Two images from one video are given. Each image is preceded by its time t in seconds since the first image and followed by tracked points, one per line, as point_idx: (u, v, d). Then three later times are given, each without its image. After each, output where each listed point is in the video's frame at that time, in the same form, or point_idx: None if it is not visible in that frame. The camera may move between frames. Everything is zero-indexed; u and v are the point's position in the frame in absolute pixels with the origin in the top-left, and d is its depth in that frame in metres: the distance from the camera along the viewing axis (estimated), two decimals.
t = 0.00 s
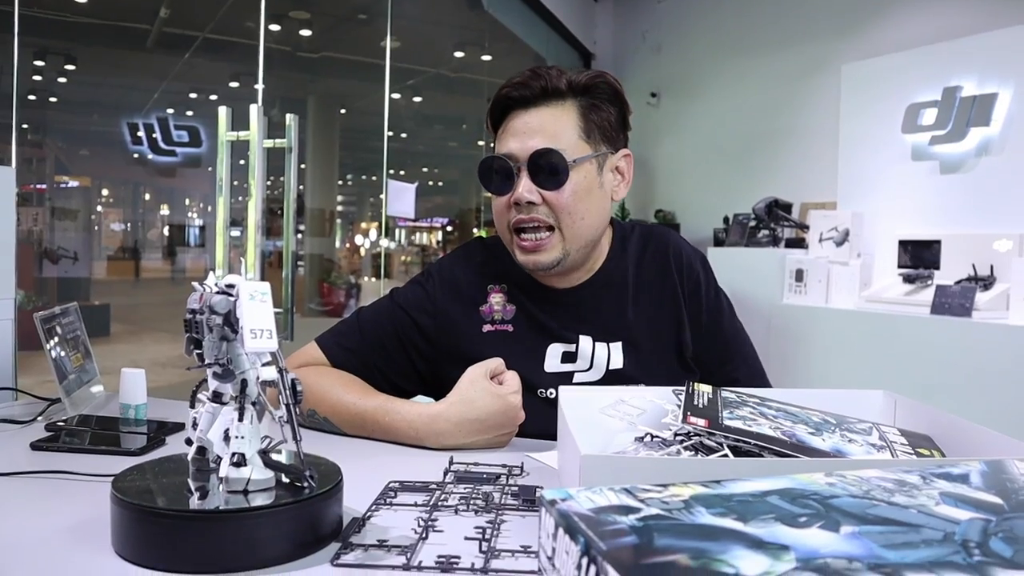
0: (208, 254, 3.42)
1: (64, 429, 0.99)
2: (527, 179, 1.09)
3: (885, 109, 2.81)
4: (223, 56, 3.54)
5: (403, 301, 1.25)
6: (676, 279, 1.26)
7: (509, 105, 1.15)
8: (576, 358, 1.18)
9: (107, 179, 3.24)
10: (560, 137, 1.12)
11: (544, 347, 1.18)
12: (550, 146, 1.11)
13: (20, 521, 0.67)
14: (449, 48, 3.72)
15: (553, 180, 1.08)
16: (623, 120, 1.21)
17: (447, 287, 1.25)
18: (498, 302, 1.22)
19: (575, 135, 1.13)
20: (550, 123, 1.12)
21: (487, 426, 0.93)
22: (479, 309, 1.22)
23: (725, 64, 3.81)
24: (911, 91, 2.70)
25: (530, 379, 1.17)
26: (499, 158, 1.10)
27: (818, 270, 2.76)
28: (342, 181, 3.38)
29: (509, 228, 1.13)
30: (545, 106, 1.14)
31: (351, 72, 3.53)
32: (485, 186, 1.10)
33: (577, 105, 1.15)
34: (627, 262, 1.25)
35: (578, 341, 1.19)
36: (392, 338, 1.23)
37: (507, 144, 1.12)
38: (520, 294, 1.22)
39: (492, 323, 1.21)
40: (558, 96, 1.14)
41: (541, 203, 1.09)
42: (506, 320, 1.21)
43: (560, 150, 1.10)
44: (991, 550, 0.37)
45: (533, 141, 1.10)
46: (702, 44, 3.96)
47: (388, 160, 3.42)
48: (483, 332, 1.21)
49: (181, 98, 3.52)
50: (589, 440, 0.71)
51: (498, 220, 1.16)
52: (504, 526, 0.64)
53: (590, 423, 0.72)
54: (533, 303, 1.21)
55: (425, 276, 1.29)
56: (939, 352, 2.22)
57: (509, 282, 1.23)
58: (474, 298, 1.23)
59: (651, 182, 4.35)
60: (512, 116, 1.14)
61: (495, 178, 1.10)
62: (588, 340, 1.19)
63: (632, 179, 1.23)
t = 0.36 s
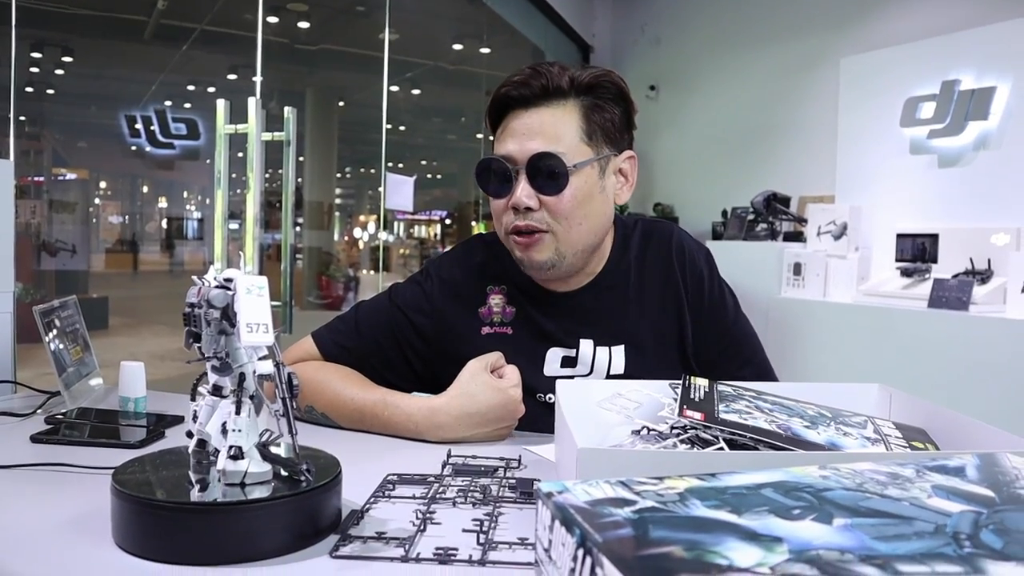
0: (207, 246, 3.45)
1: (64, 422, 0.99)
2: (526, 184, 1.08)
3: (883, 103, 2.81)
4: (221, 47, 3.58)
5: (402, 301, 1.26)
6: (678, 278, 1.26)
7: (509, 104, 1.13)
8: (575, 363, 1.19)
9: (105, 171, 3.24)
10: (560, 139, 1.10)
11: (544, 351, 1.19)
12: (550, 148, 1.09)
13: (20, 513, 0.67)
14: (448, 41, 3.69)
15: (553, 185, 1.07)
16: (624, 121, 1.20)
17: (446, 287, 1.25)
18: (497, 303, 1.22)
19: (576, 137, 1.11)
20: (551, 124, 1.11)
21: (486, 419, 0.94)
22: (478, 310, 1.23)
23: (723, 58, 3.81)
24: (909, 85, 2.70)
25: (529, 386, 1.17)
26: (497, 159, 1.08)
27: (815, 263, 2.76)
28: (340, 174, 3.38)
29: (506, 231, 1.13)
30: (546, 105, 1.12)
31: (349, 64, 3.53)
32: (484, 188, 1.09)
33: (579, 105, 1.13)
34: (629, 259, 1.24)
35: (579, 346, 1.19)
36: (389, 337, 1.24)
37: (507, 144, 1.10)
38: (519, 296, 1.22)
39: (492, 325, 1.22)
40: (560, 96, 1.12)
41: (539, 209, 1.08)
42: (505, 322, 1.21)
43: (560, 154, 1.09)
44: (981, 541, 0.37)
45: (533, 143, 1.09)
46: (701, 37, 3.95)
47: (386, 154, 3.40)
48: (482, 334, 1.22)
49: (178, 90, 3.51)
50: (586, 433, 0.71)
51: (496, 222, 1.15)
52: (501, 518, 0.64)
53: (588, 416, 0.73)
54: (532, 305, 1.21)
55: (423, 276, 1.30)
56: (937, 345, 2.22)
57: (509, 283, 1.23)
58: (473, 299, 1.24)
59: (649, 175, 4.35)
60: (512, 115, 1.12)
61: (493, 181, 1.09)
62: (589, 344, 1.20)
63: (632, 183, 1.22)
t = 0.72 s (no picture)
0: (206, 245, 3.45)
1: (62, 420, 0.99)
2: (527, 197, 1.06)
3: (881, 102, 2.81)
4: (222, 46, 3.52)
5: (400, 305, 1.26)
6: (680, 278, 1.26)
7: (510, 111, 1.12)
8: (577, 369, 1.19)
9: (103, 169, 3.25)
10: (563, 150, 1.08)
11: (545, 357, 1.19)
12: (551, 159, 1.08)
13: (19, 511, 0.67)
14: (448, 39, 3.71)
15: (553, 200, 1.06)
16: (628, 127, 1.18)
17: (445, 291, 1.25)
18: (497, 307, 1.23)
19: (579, 147, 1.10)
20: (552, 134, 1.09)
21: (484, 417, 0.94)
22: (478, 314, 1.23)
23: (722, 57, 3.81)
24: (908, 84, 2.70)
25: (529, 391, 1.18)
26: (497, 170, 1.07)
27: (813, 261, 2.76)
28: (339, 173, 3.35)
29: (507, 242, 1.12)
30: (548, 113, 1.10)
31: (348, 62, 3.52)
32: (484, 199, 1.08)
33: (582, 114, 1.11)
34: (632, 260, 1.25)
35: (580, 352, 1.19)
36: (388, 339, 1.23)
37: (508, 154, 1.09)
38: (519, 300, 1.22)
39: (491, 329, 1.22)
40: (562, 104, 1.11)
41: (540, 222, 1.07)
42: (505, 327, 1.22)
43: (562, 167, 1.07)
44: (979, 539, 0.37)
45: (534, 154, 1.08)
46: (701, 35, 3.95)
47: (386, 151, 3.40)
48: (483, 338, 1.23)
49: (177, 88, 3.49)
50: (584, 431, 0.71)
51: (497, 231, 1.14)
52: (500, 516, 0.65)
53: (587, 414, 0.73)
54: (531, 308, 1.21)
55: (422, 280, 1.29)
56: (935, 343, 2.23)
57: (508, 287, 1.23)
58: (472, 304, 1.24)
59: (648, 174, 4.35)
60: (512, 124, 1.11)
61: (494, 193, 1.08)
62: (591, 350, 1.20)
63: (636, 190, 1.21)
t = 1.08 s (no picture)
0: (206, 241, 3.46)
1: (63, 415, 0.99)
2: (526, 206, 1.06)
3: (881, 97, 2.81)
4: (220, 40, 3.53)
5: (398, 304, 1.26)
6: (681, 280, 1.26)
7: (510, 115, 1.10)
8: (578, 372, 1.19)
9: (102, 164, 3.24)
10: (563, 158, 1.07)
11: (545, 359, 1.20)
12: (551, 167, 1.07)
13: (20, 506, 0.67)
14: (446, 34, 3.71)
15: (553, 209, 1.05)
16: (630, 130, 1.16)
17: (443, 290, 1.25)
18: (496, 308, 1.23)
19: (579, 153, 1.08)
20: (552, 140, 1.08)
21: (484, 413, 0.94)
22: (478, 315, 1.24)
23: (722, 52, 3.80)
24: (907, 80, 2.70)
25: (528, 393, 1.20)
26: (497, 179, 1.07)
27: (812, 257, 2.77)
28: (339, 168, 3.33)
29: (508, 248, 1.12)
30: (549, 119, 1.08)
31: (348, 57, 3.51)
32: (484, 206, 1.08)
33: (583, 119, 1.10)
34: (632, 262, 1.24)
35: (580, 354, 1.20)
36: (386, 339, 1.23)
37: (508, 161, 1.08)
38: (518, 300, 1.22)
39: (491, 330, 1.23)
40: (563, 109, 1.09)
41: (540, 231, 1.07)
42: (504, 328, 1.22)
43: (562, 175, 1.06)
44: (974, 534, 0.38)
45: (533, 161, 1.07)
46: (700, 31, 3.94)
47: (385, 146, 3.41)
48: (482, 339, 1.23)
49: (175, 83, 3.51)
50: (582, 426, 0.72)
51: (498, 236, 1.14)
52: (499, 510, 0.65)
53: (585, 410, 0.73)
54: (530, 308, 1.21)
55: (420, 278, 1.29)
56: (935, 338, 2.23)
57: (507, 288, 1.23)
58: (471, 303, 1.24)
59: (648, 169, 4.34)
60: (512, 130, 1.09)
61: (494, 200, 1.08)
62: (592, 351, 1.20)
63: (639, 194, 1.20)
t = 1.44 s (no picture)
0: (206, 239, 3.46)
1: (63, 414, 1.00)
2: (522, 198, 1.06)
3: (880, 96, 2.81)
4: (221, 38, 3.49)
5: (398, 302, 1.26)
6: (680, 278, 1.26)
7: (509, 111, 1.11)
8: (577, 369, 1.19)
9: (103, 162, 3.24)
10: (560, 153, 1.07)
11: (545, 357, 1.20)
12: (548, 160, 1.07)
13: (21, 505, 0.67)
14: (447, 31, 3.70)
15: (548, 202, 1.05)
16: (627, 130, 1.17)
17: (443, 288, 1.25)
18: (496, 307, 1.23)
19: (577, 149, 1.08)
20: (549, 134, 1.08)
21: (483, 411, 0.95)
22: (478, 314, 1.24)
23: (722, 50, 3.79)
24: (907, 79, 2.70)
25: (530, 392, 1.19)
26: (494, 171, 1.07)
27: (812, 255, 2.78)
28: (339, 166, 3.35)
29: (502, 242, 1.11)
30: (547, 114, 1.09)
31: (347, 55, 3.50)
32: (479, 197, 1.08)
33: (581, 115, 1.10)
34: (632, 260, 1.25)
35: (580, 352, 1.20)
36: (386, 337, 1.23)
37: (505, 154, 1.08)
38: (518, 298, 1.22)
39: (491, 329, 1.23)
40: (561, 105, 1.09)
41: (534, 224, 1.07)
42: (504, 326, 1.22)
43: (558, 169, 1.06)
44: (971, 535, 0.38)
45: (531, 154, 1.07)
46: (700, 29, 3.94)
47: (385, 143, 3.39)
48: (482, 338, 1.24)
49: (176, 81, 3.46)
50: (582, 426, 0.72)
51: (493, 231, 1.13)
52: (499, 510, 0.65)
53: (584, 410, 0.73)
54: (530, 307, 1.21)
55: (420, 277, 1.29)
56: (935, 337, 2.23)
57: (507, 286, 1.23)
58: (471, 302, 1.24)
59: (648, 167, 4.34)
60: (510, 125, 1.09)
61: (489, 193, 1.08)
62: (591, 349, 1.20)
63: (637, 194, 1.20)
